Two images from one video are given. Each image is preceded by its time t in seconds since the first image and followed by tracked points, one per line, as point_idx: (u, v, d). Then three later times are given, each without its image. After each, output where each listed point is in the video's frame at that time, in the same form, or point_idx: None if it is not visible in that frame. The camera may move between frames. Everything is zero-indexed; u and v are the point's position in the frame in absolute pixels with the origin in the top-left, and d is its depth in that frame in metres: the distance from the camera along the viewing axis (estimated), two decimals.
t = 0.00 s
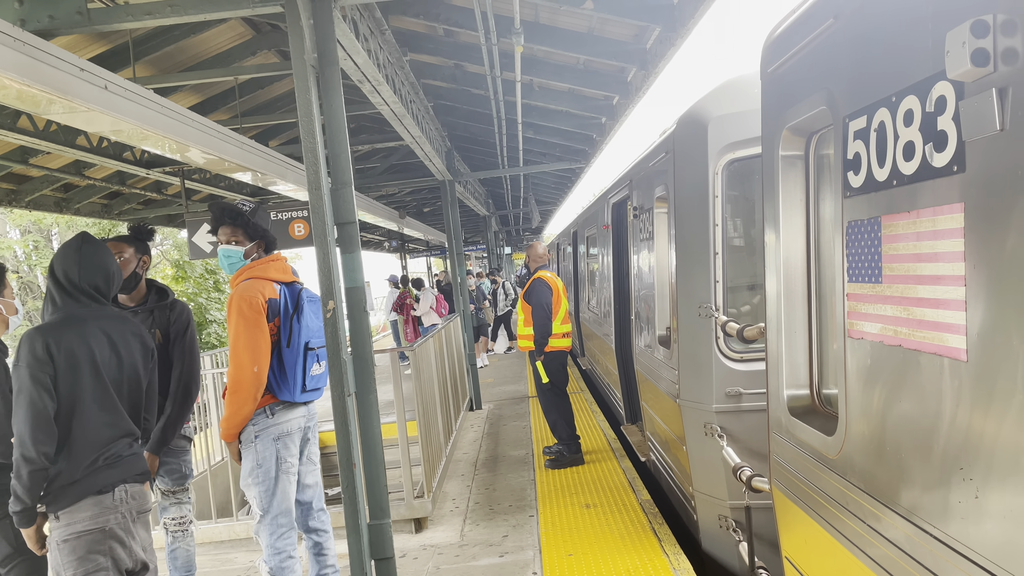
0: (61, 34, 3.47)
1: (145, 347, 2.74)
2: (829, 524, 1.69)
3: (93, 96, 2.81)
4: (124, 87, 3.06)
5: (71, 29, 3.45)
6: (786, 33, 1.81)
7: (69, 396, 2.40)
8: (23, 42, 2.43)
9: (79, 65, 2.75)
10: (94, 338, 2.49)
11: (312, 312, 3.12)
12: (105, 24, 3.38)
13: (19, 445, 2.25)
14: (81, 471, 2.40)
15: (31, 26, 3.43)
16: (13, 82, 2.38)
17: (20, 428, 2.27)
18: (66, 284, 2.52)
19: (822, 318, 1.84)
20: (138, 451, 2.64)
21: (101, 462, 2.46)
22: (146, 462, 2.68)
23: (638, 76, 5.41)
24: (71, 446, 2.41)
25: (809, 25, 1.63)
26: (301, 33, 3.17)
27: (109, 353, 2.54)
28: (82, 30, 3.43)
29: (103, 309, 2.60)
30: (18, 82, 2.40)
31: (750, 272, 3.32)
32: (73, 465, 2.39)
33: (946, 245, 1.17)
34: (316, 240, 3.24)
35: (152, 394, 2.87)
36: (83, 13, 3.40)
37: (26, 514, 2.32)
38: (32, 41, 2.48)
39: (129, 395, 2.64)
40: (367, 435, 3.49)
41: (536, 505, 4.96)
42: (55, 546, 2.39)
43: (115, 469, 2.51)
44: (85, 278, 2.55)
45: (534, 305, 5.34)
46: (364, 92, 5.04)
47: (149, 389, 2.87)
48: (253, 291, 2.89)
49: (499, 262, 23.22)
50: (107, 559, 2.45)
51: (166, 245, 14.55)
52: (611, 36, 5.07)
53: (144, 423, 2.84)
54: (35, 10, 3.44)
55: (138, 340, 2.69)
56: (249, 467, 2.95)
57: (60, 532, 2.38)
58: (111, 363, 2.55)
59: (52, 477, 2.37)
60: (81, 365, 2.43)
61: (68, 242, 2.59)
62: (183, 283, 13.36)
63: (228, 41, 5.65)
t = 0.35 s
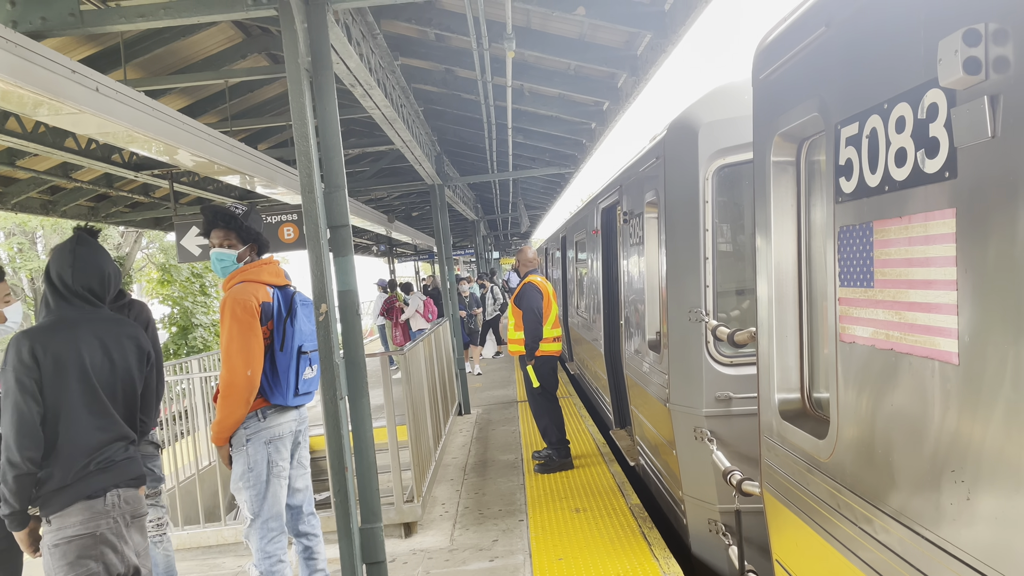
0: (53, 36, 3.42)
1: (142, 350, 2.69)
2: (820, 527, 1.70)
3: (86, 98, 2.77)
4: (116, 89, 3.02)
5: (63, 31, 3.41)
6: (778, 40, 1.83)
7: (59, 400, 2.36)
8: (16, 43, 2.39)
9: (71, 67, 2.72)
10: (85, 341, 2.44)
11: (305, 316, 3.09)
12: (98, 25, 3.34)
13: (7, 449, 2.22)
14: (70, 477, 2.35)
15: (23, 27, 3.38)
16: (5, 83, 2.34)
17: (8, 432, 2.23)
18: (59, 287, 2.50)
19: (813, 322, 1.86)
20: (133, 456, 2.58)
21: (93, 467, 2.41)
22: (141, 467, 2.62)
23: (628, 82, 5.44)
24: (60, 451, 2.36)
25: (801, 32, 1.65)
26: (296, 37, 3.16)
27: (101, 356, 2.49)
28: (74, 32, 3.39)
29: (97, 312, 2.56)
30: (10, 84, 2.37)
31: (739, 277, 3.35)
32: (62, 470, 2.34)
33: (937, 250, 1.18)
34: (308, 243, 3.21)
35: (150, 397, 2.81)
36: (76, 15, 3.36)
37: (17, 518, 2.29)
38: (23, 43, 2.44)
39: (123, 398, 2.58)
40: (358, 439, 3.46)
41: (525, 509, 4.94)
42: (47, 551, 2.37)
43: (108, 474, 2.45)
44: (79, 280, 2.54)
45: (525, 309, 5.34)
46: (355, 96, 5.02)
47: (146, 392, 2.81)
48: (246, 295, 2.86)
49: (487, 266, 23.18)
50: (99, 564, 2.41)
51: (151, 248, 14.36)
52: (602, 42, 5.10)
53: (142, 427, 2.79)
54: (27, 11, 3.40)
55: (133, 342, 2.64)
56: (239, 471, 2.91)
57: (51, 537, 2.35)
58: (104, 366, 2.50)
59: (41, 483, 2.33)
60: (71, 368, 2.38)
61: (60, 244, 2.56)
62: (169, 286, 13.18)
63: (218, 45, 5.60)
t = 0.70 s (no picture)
0: (37, 36, 3.36)
1: (124, 351, 2.62)
2: (805, 531, 1.70)
3: (70, 98, 2.72)
4: (100, 89, 2.97)
5: (47, 31, 3.35)
6: (764, 47, 1.85)
7: (38, 404, 2.29)
8: None
9: (55, 67, 2.67)
10: (66, 343, 2.37)
11: (291, 319, 3.05)
12: (83, 26, 3.29)
13: None
14: (49, 483, 2.29)
15: (5, 27, 3.31)
16: None
17: None
18: (42, 287, 2.44)
19: (798, 326, 1.87)
20: (115, 461, 2.52)
21: (73, 473, 2.35)
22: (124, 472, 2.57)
23: (615, 88, 5.47)
24: (39, 456, 2.29)
25: (787, 39, 1.67)
26: (283, 38, 3.12)
27: (82, 359, 2.42)
28: (59, 32, 3.33)
29: (80, 314, 2.50)
30: None
31: (724, 282, 3.37)
32: (41, 477, 2.28)
33: (921, 255, 1.19)
34: (295, 246, 3.17)
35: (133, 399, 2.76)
36: (61, 15, 3.30)
37: None
38: (7, 42, 2.38)
39: (107, 402, 2.52)
40: (344, 443, 3.41)
41: (511, 514, 4.91)
42: (27, 556, 2.32)
43: (89, 480, 2.40)
44: (63, 279, 2.48)
45: (512, 313, 5.31)
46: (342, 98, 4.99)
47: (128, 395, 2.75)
48: (231, 298, 2.82)
49: (473, 270, 23.14)
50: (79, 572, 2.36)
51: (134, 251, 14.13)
52: (589, 48, 5.12)
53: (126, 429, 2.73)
54: (10, 11, 3.33)
55: (117, 344, 2.58)
56: (223, 476, 2.86)
57: (31, 543, 2.30)
58: (85, 369, 2.43)
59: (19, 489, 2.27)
60: (51, 371, 2.32)
61: (41, 243, 2.49)
62: (152, 290, 12.97)
63: (205, 46, 5.53)
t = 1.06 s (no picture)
0: (19, 35, 3.29)
1: (109, 357, 2.53)
2: (788, 536, 1.71)
3: (51, 98, 2.66)
4: (83, 89, 2.91)
5: (30, 30, 3.28)
6: (749, 53, 1.86)
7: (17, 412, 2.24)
8: None
9: (37, 67, 2.61)
10: (43, 350, 2.30)
11: (273, 321, 3.01)
12: (65, 25, 3.22)
13: None
14: (31, 494, 2.25)
15: None
16: None
17: None
18: (16, 293, 2.36)
19: (781, 331, 1.88)
20: (105, 473, 2.46)
21: (59, 486, 2.29)
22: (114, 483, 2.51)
23: (601, 92, 5.48)
24: (21, 466, 2.25)
25: (772, 45, 1.68)
26: (268, 40, 3.08)
27: (62, 365, 2.35)
28: (41, 31, 3.27)
29: (58, 318, 2.43)
30: None
31: (708, 286, 3.39)
32: (22, 488, 2.23)
33: (903, 261, 1.20)
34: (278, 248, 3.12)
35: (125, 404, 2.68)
36: (43, 15, 3.23)
37: None
38: None
39: (93, 407, 2.45)
40: (327, 447, 3.37)
41: (495, 518, 4.89)
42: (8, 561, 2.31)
43: (75, 493, 2.34)
44: (41, 283, 2.40)
45: (497, 316, 5.31)
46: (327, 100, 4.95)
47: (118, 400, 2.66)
48: (213, 300, 2.78)
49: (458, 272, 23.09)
50: None
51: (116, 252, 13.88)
52: (576, 52, 5.14)
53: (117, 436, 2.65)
54: None
55: (100, 349, 2.49)
56: (206, 480, 2.80)
57: (12, 551, 2.28)
58: (66, 376, 2.36)
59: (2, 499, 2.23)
60: (28, 379, 2.26)
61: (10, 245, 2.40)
62: (135, 291, 12.77)
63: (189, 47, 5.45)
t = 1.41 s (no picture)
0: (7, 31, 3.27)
1: (102, 354, 2.49)
2: (774, 537, 1.71)
3: (38, 95, 2.62)
4: (70, 87, 2.87)
5: (17, 27, 3.26)
6: (738, 55, 1.87)
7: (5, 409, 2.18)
8: None
9: (24, 64, 2.57)
10: (36, 347, 2.25)
11: (261, 320, 2.98)
12: (53, 22, 3.20)
13: None
14: (16, 492, 2.19)
15: None
16: None
17: None
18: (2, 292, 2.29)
19: (768, 332, 1.89)
20: (94, 472, 2.40)
21: (43, 484, 2.24)
22: (104, 482, 2.45)
23: (591, 94, 5.49)
24: (10, 463, 2.19)
25: (760, 49, 1.69)
26: (257, 38, 3.05)
27: (54, 364, 2.30)
28: (28, 28, 3.25)
29: (51, 315, 2.39)
30: None
31: (697, 288, 3.40)
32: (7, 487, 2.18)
33: (888, 263, 1.21)
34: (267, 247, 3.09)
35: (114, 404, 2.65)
36: (31, 11, 3.22)
37: None
38: None
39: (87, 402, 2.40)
40: (315, 447, 3.33)
41: (483, 518, 4.87)
42: None
43: (60, 491, 2.29)
44: (28, 280, 2.35)
45: (486, 317, 5.31)
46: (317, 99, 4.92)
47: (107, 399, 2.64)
48: (200, 299, 2.74)
49: (447, 273, 23.04)
50: None
51: (103, 251, 13.72)
52: (566, 54, 5.15)
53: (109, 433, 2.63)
54: None
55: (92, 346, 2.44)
56: (193, 479, 2.78)
57: None
58: (58, 374, 2.31)
59: None
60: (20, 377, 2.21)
61: None
62: (121, 291, 12.61)
63: (178, 45, 5.40)
